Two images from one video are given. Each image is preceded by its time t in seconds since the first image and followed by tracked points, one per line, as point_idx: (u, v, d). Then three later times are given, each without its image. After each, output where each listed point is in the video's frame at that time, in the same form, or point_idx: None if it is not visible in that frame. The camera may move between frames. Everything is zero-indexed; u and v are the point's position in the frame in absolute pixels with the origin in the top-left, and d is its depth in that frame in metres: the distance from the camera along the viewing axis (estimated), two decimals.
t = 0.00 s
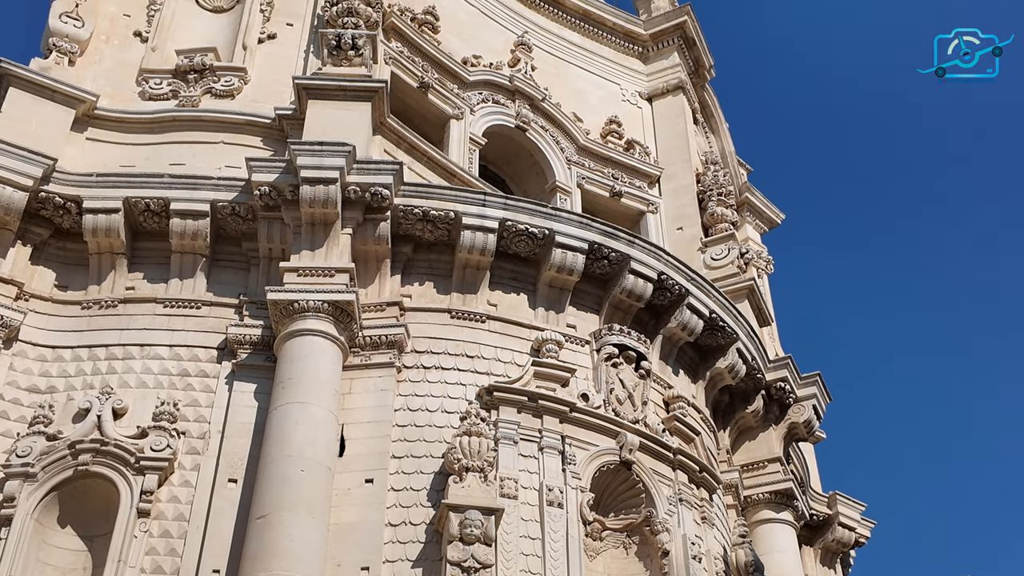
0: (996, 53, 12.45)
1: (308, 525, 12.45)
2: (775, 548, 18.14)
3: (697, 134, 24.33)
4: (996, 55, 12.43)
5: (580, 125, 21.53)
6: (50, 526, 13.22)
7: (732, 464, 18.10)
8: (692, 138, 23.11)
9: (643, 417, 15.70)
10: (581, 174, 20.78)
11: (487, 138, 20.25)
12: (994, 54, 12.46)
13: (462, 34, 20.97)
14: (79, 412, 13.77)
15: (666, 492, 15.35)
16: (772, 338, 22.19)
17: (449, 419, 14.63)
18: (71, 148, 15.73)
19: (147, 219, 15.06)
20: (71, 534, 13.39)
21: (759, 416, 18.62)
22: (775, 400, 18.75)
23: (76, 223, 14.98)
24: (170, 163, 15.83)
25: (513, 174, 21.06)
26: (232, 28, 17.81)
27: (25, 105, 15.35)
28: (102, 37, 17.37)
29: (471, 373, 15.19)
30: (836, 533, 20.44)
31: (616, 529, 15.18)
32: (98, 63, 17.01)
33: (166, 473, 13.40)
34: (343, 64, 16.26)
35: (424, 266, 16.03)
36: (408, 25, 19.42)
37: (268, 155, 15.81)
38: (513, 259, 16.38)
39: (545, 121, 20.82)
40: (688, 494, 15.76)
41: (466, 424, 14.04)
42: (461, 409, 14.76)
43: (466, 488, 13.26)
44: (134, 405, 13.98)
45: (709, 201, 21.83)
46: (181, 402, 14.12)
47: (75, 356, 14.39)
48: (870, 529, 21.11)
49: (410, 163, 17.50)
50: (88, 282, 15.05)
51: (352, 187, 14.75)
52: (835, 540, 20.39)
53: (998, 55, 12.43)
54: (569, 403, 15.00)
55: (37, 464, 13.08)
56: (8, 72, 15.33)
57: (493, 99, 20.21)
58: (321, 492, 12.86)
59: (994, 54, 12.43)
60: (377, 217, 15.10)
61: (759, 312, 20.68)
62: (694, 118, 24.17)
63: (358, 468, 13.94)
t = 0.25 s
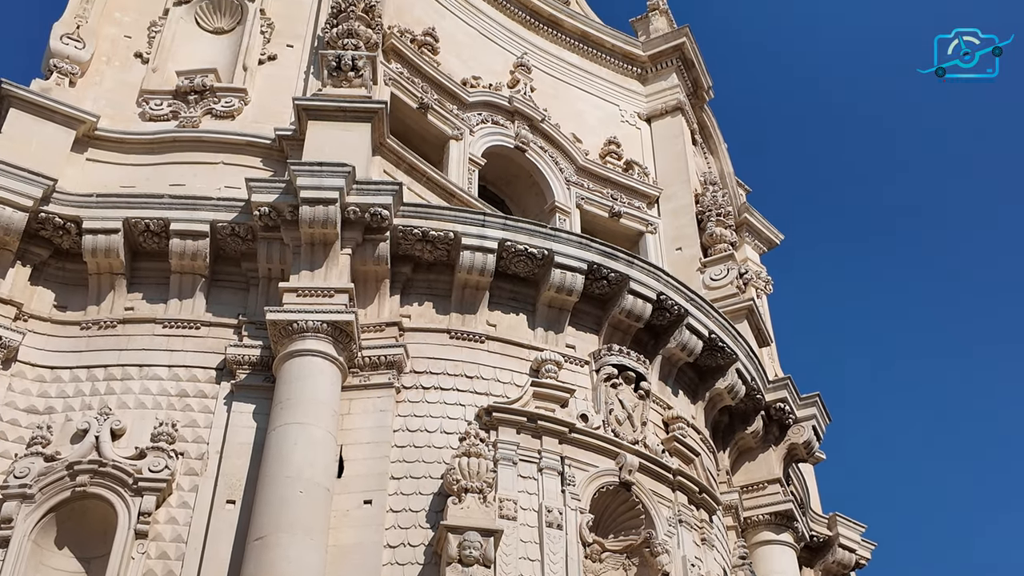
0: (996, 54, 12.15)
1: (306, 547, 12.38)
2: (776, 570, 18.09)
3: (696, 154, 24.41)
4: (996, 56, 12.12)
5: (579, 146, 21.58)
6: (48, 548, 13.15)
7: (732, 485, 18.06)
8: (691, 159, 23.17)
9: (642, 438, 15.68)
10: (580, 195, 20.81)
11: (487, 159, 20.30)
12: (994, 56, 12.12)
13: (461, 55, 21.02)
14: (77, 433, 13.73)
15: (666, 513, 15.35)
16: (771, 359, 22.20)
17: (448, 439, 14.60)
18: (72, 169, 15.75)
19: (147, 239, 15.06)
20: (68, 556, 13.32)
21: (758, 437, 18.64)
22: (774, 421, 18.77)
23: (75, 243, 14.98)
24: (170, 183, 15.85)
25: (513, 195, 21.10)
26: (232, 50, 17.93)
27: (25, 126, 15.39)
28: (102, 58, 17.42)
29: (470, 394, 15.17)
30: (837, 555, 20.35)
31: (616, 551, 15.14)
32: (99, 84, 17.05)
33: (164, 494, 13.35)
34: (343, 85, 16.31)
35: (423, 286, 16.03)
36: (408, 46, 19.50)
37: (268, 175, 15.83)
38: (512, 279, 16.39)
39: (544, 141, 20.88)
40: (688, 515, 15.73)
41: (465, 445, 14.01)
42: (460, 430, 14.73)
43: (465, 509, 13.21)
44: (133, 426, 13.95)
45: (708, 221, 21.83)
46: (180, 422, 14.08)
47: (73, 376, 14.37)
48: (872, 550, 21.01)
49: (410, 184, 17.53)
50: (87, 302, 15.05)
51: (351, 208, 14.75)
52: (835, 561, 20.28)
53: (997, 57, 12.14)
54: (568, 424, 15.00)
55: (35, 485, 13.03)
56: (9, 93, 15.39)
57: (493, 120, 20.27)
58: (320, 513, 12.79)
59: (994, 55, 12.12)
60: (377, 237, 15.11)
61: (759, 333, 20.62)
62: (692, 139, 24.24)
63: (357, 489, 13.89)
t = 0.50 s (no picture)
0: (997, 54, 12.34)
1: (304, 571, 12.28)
2: None
3: (694, 178, 24.49)
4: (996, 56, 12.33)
5: (577, 169, 21.65)
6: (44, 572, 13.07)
7: (731, 509, 18.00)
8: (689, 183, 23.23)
9: (641, 461, 15.64)
10: (578, 218, 20.85)
11: (485, 182, 20.35)
12: (994, 56, 12.33)
13: (460, 79, 21.11)
14: (74, 457, 13.69)
15: (665, 537, 15.31)
16: (770, 382, 22.20)
17: (446, 463, 14.56)
18: (71, 192, 15.78)
19: (146, 262, 15.06)
20: None
21: (757, 460, 18.63)
22: (773, 445, 18.77)
23: (74, 266, 14.98)
24: (169, 206, 15.87)
25: (511, 218, 21.14)
26: (232, 74, 18.00)
27: (25, 150, 15.44)
28: (103, 82, 17.49)
29: (469, 417, 15.14)
30: None
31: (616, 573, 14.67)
32: (99, 108, 17.11)
33: (161, 518, 13.29)
34: (342, 109, 16.38)
35: (422, 309, 16.03)
36: (407, 70, 19.58)
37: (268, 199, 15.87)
38: (511, 302, 16.39)
39: (542, 164, 20.95)
40: (687, 539, 15.69)
41: (464, 468, 13.97)
42: (459, 453, 14.69)
43: (463, 533, 13.17)
44: (130, 450, 13.91)
45: (706, 245, 21.88)
46: (177, 446, 14.04)
47: (71, 400, 14.34)
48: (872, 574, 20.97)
49: (409, 207, 17.57)
50: (85, 325, 15.04)
51: (350, 231, 14.77)
52: None
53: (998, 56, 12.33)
54: (567, 447, 14.97)
55: (31, 509, 12.98)
56: (9, 117, 15.44)
57: (491, 143, 20.34)
58: (317, 537, 12.71)
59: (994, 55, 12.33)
60: (376, 260, 15.11)
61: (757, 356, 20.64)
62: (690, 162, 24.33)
63: (355, 513, 13.81)
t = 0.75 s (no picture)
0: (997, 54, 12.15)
1: None
2: None
3: (693, 197, 24.55)
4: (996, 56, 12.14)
5: (576, 188, 21.69)
6: None
7: (731, 529, 17.92)
8: (688, 202, 23.27)
9: (640, 481, 15.59)
10: (577, 237, 20.89)
11: (484, 201, 20.38)
12: (995, 57, 12.14)
13: (459, 98, 21.17)
14: (71, 476, 13.66)
15: (664, 557, 15.27)
16: (769, 402, 22.20)
17: (445, 482, 14.52)
18: (71, 212, 15.80)
19: (144, 281, 15.06)
20: None
21: (757, 480, 18.55)
22: (773, 464, 18.73)
23: (73, 285, 14.98)
24: (168, 226, 15.89)
25: (510, 237, 21.16)
26: (232, 94, 18.06)
27: (25, 169, 15.46)
28: (103, 101, 17.54)
29: (468, 437, 15.11)
30: None
31: None
32: (99, 127, 17.16)
33: (159, 538, 13.23)
34: (342, 129, 16.43)
35: (421, 328, 16.03)
36: (406, 89, 19.62)
37: (267, 218, 15.89)
38: (510, 321, 16.39)
39: (541, 184, 21.00)
40: (686, 559, 15.66)
41: (462, 488, 13.91)
42: (457, 473, 14.65)
43: (461, 554, 13.13)
44: (127, 469, 13.87)
45: (705, 264, 21.86)
46: (175, 465, 14.00)
47: (68, 419, 14.30)
48: None
49: (408, 226, 17.60)
50: (84, 344, 15.03)
51: (349, 250, 14.77)
52: None
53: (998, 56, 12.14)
54: (566, 467, 14.91)
55: (28, 529, 12.93)
56: (9, 136, 15.48)
57: (490, 163, 20.39)
58: (315, 557, 12.62)
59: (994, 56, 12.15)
60: (374, 279, 15.12)
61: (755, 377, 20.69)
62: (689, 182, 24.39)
63: (353, 532, 13.71)
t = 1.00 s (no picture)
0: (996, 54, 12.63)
1: None
2: None
3: (691, 217, 24.60)
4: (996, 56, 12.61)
5: (574, 208, 21.74)
6: None
7: (730, 550, 17.85)
8: (685, 222, 23.32)
9: (638, 502, 15.53)
10: (575, 257, 20.93)
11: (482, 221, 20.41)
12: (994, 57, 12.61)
13: (457, 119, 21.23)
14: (67, 497, 13.61)
15: None
16: (767, 422, 22.19)
17: (442, 503, 14.47)
18: (69, 232, 15.81)
19: (142, 301, 15.06)
20: None
21: (755, 501, 18.54)
22: (772, 484, 18.72)
23: (71, 305, 14.98)
24: (166, 246, 15.91)
25: (508, 257, 21.17)
26: (231, 115, 18.12)
27: (24, 190, 15.49)
28: (102, 122, 17.59)
29: (465, 457, 15.07)
30: None
31: None
32: (98, 148, 17.19)
33: (155, 559, 13.18)
34: (340, 149, 16.49)
35: (419, 347, 16.01)
36: (404, 110, 19.67)
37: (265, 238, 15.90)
38: (508, 341, 16.40)
39: (539, 204, 21.04)
40: None
41: (460, 509, 13.97)
42: (455, 493, 14.62)
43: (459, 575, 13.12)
44: (124, 490, 13.83)
45: (703, 284, 21.90)
46: (171, 486, 13.97)
47: (65, 440, 14.27)
48: None
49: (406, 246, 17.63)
50: (81, 364, 15.01)
51: (347, 270, 14.79)
52: None
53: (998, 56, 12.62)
54: (564, 487, 14.90)
55: (24, 550, 12.87)
56: (8, 157, 15.50)
57: (488, 184, 20.46)
58: None
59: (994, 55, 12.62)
60: (372, 299, 15.12)
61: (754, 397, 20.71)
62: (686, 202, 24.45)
63: (350, 553, 13.67)
